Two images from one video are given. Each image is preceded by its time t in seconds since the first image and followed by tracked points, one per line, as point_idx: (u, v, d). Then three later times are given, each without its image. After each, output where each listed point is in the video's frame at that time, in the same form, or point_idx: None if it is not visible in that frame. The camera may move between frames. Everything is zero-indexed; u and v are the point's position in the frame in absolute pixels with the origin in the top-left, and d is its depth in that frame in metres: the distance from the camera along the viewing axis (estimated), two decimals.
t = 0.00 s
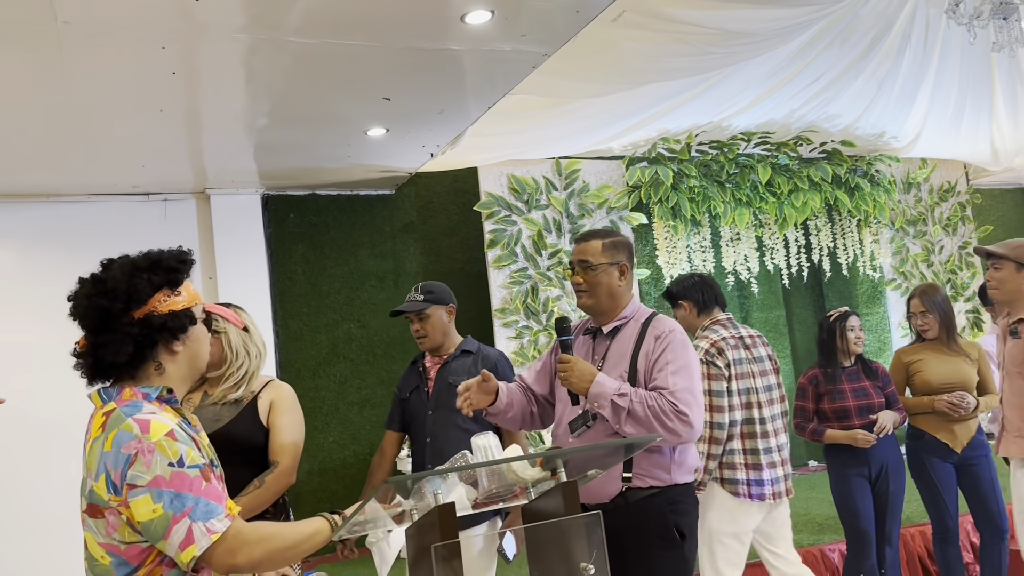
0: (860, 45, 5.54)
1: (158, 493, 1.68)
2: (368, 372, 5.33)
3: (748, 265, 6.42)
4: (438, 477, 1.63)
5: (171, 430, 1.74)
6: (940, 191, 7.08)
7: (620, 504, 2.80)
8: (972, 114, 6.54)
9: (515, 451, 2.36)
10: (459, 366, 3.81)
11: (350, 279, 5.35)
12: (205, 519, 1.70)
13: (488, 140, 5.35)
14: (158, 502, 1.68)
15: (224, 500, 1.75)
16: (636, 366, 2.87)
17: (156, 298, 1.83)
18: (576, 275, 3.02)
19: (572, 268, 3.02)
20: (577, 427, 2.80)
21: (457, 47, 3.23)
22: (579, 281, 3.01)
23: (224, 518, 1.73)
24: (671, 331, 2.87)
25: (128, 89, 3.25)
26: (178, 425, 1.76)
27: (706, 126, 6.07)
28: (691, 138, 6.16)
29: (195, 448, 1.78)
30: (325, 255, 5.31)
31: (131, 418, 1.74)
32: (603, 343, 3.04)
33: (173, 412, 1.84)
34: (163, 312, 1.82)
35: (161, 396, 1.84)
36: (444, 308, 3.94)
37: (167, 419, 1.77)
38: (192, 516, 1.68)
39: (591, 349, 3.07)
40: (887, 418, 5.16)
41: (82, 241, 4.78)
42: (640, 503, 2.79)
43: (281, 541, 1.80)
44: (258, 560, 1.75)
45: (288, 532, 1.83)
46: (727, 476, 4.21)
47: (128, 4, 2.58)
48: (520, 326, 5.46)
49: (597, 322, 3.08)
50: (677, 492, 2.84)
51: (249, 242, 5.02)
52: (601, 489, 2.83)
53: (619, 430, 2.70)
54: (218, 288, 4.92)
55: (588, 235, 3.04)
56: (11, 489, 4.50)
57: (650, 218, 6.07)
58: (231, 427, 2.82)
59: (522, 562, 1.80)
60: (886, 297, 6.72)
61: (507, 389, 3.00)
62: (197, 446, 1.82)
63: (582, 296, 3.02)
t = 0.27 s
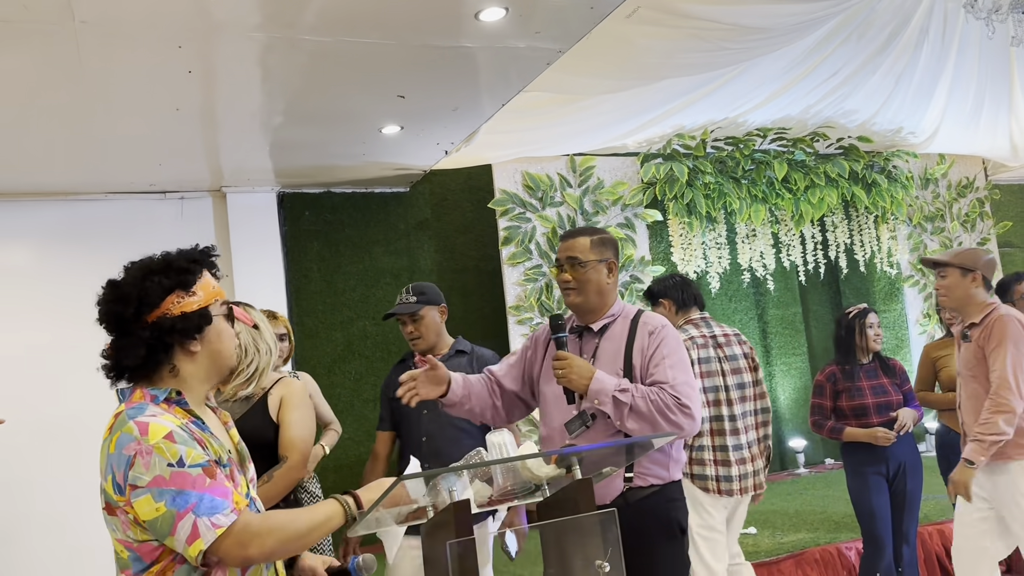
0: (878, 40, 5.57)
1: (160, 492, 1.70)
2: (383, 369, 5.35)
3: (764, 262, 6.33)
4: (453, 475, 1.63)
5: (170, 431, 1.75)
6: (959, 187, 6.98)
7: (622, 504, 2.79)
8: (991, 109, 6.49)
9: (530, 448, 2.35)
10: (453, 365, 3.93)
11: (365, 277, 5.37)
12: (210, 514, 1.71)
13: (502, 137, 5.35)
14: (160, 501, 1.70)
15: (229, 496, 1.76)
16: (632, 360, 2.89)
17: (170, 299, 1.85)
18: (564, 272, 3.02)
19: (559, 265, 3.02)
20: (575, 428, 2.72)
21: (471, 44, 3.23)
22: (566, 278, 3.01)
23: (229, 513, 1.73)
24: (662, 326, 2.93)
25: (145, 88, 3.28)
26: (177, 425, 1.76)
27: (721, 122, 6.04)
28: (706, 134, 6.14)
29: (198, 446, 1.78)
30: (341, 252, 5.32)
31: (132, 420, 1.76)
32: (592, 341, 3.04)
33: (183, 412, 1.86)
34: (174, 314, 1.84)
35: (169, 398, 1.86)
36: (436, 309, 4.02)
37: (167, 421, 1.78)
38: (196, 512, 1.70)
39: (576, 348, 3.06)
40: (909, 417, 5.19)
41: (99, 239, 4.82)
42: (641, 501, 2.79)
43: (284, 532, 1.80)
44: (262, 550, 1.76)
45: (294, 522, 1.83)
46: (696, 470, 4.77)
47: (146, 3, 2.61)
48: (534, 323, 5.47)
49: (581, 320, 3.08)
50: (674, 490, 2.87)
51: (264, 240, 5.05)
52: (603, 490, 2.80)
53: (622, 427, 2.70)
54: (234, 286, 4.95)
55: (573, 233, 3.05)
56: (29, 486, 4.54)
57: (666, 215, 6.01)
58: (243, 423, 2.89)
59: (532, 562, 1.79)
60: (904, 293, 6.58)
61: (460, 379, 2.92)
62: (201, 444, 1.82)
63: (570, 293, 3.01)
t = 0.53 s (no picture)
0: (891, 37, 5.53)
1: (180, 480, 1.76)
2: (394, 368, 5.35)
3: (776, 261, 6.32)
4: (463, 474, 1.64)
5: (197, 422, 1.80)
6: (973, 185, 6.92)
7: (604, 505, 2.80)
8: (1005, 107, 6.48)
9: (541, 447, 2.35)
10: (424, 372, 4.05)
11: (376, 276, 5.37)
12: (221, 509, 1.74)
13: (513, 136, 5.35)
14: (179, 489, 1.75)
15: (244, 491, 1.78)
16: (606, 360, 2.91)
17: (198, 300, 2.02)
18: (533, 279, 2.95)
19: (526, 272, 2.96)
20: (558, 430, 2.72)
21: (482, 43, 3.23)
22: (535, 285, 2.95)
23: (240, 510, 1.76)
24: (627, 326, 2.99)
25: (157, 88, 3.29)
26: (205, 417, 1.82)
27: (733, 120, 6.02)
28: (718, 133, 6.11)
29: (226, 439, 1.83)
30: (352, 251, 5.33)
31: (167, 408, 1.85)
32: (560, 344, 2.99)
33: (218, 405, 1.96)
34: (201, 313, 2.00)
35: (206, 392, 1.98)
36: (406, 312, 4.14)
37: (198, 412, 1.84)
38: (207, 505, 1.73)
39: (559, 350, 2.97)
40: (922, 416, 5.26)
41: (113, 238, 4.85)
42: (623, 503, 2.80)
43: (296, 530, 1.81)
44: (271, 552, 1.77)
45: (308, 523, 1.83)
46: (682, 470, 4.70)
47: (159, 4, 2.62)
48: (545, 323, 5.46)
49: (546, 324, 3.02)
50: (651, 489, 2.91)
51: (277, 239, 5.07)
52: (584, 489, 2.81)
53: (613, 425, 2.70)
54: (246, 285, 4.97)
55: (534, 238, 3.00)
56: (43, 484, 4.56)
57: (677, 214, 5.99)
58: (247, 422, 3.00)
59: (543, 566, 1.75)
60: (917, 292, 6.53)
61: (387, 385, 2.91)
62: (231, 437, 1.87)
63: (538, 300, 2.95)
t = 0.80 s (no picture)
0: (900, 38, 5.52)
1: (209, 472, 1.84)
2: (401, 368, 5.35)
3: (785, 262, 6.23)
4: (470, 474, 1.64)
5: (235, 416, 1.87)
6: (982, 186, 6.89)
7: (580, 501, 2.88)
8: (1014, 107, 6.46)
9: (548, 447, 2.35)
10: (398, 373, 4.19)
11: (384, 276, 5.36)
12: (231, 507, 1.80)
13: (520, 137, 5.35)
14: (208, 480, 1.84)
15: (261, 490, 1.82)
16: (582, 358, 2.95)
17: (239, 304, 2.09)
18: (499, 284, 2.97)
19: (490, 277, 2.98)
20: (545, 433, 2.69)
21: (490, 44, 3.23)
22: (501, 290, 2.97)
23: (249, 510, 1.80)
24: (599, 325, 3.05)
25: (165, 89, 3.31)
26: (243, 412, 1.87)
27: (740, 120, 6.00)
28: (726, 133, 6.09)
29: (260, 435, 1.88)
30: (360, 252, 5.34)
31: (217, 400, 1.93)
32: (535, 345, 3.00)
33: (264, 398, 2.01)
34: (242, 315, 2.07)
35: (253, 385, 2.03)
36: (379, 312, 4.26)
37: (241, 406, 1.91)
38: (222, 500, 1.81)
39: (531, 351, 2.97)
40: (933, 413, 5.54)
41: (122, 239, 4.87)
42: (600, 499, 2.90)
43: (304, 532, 1.82)
44: (270, 555, 1.80)
45: (319, 525, 1.84)
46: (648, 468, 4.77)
47: (167, 4, 2.63)
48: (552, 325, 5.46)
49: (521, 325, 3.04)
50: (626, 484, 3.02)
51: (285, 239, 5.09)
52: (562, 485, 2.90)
53: (592, 422, 2.76)
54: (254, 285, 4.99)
55: (500, 242, 3.02)
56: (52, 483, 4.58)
57: (684, 215, 5.98)
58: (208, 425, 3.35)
59: (552, 566, 1.76)
60: (925, 293, 6.53)
61: (356, 397, 2.81)
62: (269, 431, 1.92)
63: (505, 306, 2.97)
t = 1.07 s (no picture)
0: (904, 40, 5.62)
1: (222, 466, 1.87)
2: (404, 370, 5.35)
3: (788, 264, 6.19)
4: (473, 477, 1.64)
5: (249, 412, 1.88)
6: (986, 188, 6.84)
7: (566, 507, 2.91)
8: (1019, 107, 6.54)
9: (550, 450, 2.35)
10: (379, 380, 4.22)
11: (387, 278, 5.37)
12: (243, 501, 1.83)
13: (524, 139, 5.35)
14: (221, 474, 1.87)
15: (272, 485, 1.84)
16: (574, 364, 2.94)
17: (257, 306, 2.12)
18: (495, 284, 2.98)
19: (486, 278, 2.98)
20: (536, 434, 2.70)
21: (493, 46, 3.23)
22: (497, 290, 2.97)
23: (258, 504, 1.82)
24: (589, 332, 3.04)
25: (170, 91, 3.32)
26: (257, 408, 1.88)
27: (744, 122, 5.99)
28: (730, 135, 6.06)
29: (273, 431, 1.89)
30: (363, 253, 5.34)
31: (233, 398, 1.95)
32: (526, 349, 2.99)
33: (280, 395, 2.02)
34: (259, 317, 2.10)
35: (269, 382, 2.05)
36: (356, 319, 4.19)
37: (256, 402, 1.92)
38: (233, 495, 1.83)
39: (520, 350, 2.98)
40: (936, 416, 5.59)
41: (126, 240, 4.89)
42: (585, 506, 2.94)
43: (312, 528, 1.83)
44: (277, 549, 1.82)
45: (327, 520, 1.84)
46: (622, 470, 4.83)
47: (172, 7, 2.64)
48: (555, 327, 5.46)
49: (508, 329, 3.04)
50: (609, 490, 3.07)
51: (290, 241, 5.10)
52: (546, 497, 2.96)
53: (583, 427, 2.75)
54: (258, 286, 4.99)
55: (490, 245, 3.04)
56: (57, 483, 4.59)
57: (688, 216, 5.94)
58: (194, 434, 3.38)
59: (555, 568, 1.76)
60: (930, 296, 6.48)
61: (371, 425, 2.81)
62: (282, 427, 1.92)
63: (499, 306, 2.96)
